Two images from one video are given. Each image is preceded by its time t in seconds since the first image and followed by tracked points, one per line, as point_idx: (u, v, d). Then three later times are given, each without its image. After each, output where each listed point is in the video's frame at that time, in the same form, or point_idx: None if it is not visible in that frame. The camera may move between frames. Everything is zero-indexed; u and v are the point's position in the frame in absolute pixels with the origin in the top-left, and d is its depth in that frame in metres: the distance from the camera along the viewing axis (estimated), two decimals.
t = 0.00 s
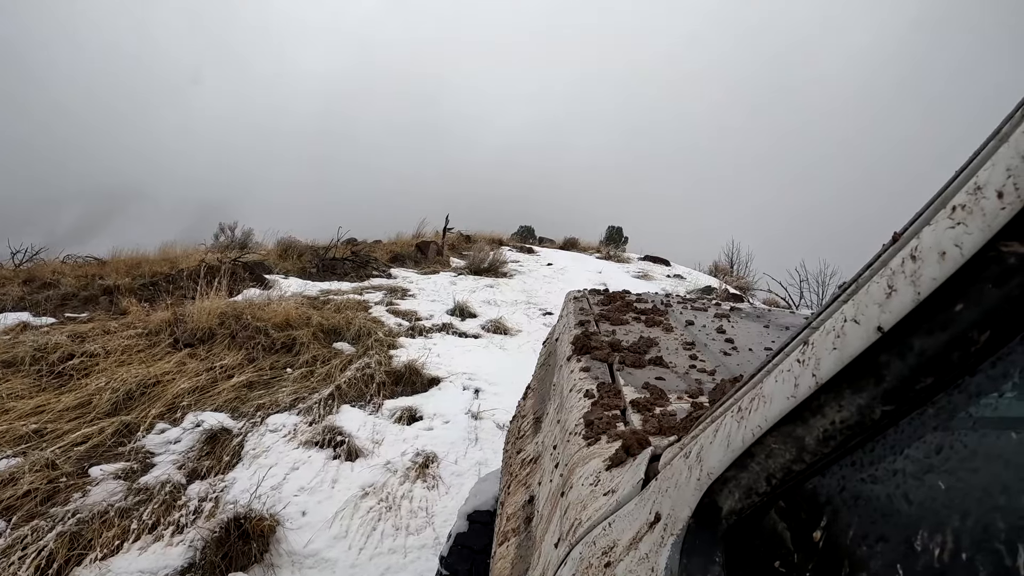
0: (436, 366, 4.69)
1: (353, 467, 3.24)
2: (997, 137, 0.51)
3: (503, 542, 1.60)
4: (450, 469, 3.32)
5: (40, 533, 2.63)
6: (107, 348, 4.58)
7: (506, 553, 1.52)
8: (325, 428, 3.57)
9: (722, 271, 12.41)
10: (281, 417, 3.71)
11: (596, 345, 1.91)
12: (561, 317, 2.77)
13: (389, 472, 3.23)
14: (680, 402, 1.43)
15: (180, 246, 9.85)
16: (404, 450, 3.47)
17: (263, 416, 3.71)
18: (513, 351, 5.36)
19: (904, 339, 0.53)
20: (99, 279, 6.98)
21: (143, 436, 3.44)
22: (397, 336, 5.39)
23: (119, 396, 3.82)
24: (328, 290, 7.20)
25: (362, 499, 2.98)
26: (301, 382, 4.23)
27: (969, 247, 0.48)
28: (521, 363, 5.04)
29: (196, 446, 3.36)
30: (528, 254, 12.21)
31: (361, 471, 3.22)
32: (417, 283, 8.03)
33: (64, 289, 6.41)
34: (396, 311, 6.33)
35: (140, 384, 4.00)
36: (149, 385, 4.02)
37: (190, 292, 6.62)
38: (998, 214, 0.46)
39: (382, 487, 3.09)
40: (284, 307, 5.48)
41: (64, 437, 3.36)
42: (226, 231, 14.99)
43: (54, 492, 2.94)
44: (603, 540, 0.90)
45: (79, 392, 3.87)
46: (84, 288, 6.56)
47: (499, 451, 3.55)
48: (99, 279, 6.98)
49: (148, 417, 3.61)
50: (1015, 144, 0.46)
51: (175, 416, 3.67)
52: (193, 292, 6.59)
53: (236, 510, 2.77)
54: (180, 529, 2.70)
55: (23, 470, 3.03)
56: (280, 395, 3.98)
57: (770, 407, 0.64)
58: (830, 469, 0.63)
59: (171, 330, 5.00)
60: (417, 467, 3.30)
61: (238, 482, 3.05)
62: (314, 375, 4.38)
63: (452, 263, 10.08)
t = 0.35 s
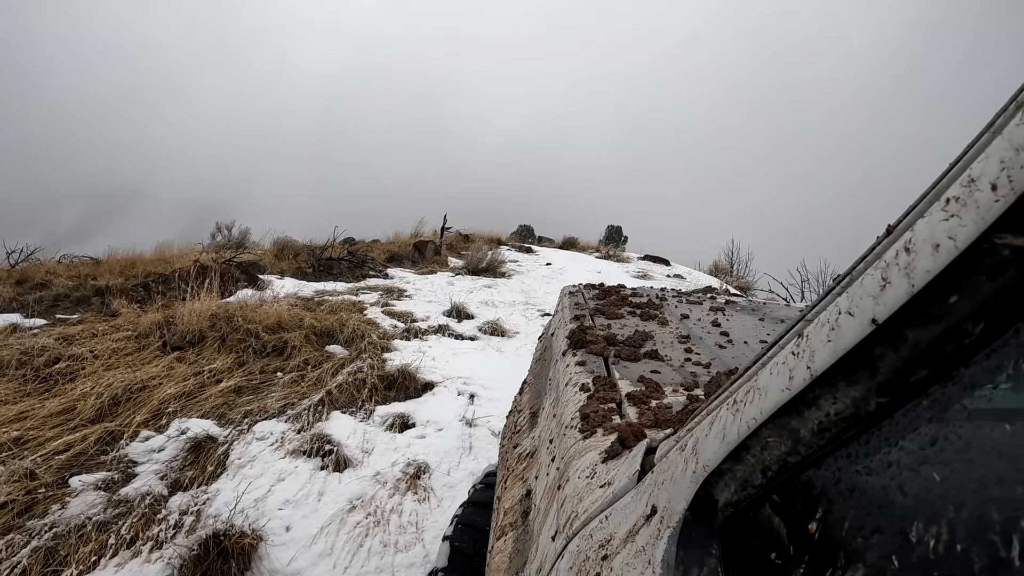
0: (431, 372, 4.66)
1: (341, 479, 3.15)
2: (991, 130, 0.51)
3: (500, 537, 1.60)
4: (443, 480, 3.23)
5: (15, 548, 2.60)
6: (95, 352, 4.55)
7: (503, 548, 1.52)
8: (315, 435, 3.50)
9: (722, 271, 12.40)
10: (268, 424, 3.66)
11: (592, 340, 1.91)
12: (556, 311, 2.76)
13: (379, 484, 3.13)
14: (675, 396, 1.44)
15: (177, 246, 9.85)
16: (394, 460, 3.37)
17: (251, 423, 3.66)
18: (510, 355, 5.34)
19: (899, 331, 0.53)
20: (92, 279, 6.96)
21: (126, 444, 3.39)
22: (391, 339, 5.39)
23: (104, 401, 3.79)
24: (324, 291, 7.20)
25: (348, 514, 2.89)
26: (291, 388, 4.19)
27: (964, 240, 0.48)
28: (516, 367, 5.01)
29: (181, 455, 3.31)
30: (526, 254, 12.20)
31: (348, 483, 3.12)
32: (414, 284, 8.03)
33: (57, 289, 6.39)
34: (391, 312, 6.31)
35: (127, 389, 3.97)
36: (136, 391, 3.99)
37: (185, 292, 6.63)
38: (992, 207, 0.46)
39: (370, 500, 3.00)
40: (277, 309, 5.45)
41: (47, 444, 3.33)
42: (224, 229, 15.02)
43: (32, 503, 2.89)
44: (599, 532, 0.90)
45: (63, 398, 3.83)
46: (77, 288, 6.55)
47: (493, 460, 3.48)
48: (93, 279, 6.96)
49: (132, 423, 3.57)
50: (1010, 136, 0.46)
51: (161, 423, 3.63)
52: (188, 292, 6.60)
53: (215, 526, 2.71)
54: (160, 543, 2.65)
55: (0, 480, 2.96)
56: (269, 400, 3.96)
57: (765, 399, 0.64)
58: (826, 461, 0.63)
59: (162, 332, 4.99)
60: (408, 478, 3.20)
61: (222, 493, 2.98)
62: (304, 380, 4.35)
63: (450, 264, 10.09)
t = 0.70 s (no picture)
0: (422, 374, 4.66)
1: (324, 488, 3.13)
2: (990, 135, 0.51)
3: (501, 538, 1.60)
4: (430, 488, 3.23)
5: None
6: (82, 353, 4.55)
7: (503, 549, 1.52)
8: (300, 441, 3.49)
9: (722, 271, 12.38)
10: (252, 430, 3.65)
11: (594, 341, 1.91)
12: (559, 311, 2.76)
13: (363, 494, 3.11)
14: (677, 398, 1.44)
15: (172, 245, 9.84)
16: (378, 468, 3.34)
17: (235, 428, 3.65)
18: (503, 357, 5.32)
19: (897, 336, 0.53)
20: (84, 277, 6.97)
21: (108, 449, 3.37)
22: (384, 340, 5.39)
23: (87, 405, 3.78)
24: (318, 291, 7.19)
25: (330, 525, 2.86)
26: (278, 391, 4.18)
27: (963, 245, 0.48)
28: (509, 371, 5.00)
29: (161, 461, 3.30)
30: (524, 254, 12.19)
31: (332, 492, 3.10)
32: (409, 284, 8.02)
33: (48, 288, 6.38)
34: (385, 313, 6.30)
35: (112, 392, 3.96)
36: (121, 394, 3.98)
37: (179, 290, 6.63)
38: (991, 212, 0.46)
39: (354, 511, 2.97)
40: (267, 309, 5.45)
41: (27, 448, 3.32)
42: (220, 229, 15.04)
43: (8, 511, 2.88)
44: (600, 535, 0.90)
45: (45, 402, 3.81)
46: (69, 287, 6.54)
47: (483, 468, 3.46)
48: (85, 278, 6.96)
49: (115, 427, 3.56)
50: (1009, 142, 0.46)
51: (143, 427, 3.61)
52: (181, 291, 6.59)
53: (191, 538, 2.69)
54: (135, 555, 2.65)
55: None
56: (255, 404, 3.94)
57: (764, 403, 0.64)
58: (825, 465, 0.63)
59: (151, 333, 4.98)
60: (394, 488, 3.17)
61: (201, 503, 2.97)
62: (292, 383, 4.33)
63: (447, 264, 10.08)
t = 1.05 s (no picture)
0: (416, 373, 4.65)
1: (313, 490, 3.11)
2: (1000, 138, 0.50)
3: (506, 543, 1.61)
4: (422, 490, 3.23)
5: None
6: (72, 351, 4.55)
7: (509, 554, 1.52)
8: (290, 442, 3.49)
9: (721, 270, 12.35)
10: (241, 429, 3.63)
11: (600, 346, 1.91)
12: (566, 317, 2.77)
13: (354, 495, 3.10)
14: (684, 403, 1.44)
15: (168, 243, 9.84)
16: (368, 469, 3.34)
17: (224, 428, 3.64)
18: (499, 356, 5.32)
19: (907, 341, 0.53)
20: (78, 275, 6.96)
21: (93, 450, 3.36)
22: (380, 338, 5.38)
23: (75, 404, 3.78)
24: (314, 288, 7.19)
25: (317, 530, 2.84)
26: (270, 390, 4.17)
27: (972, 249, 0.47)
28: (505, 370, 5.00)
29: (148, 462, 3.30)
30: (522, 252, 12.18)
31: (320, 495, 3.08)
32: (406, 281, 8.02)
33: (41, 286, 6.38)
34: (381, 311, 6.29)
35: (101, 390, 3.96)
36: (109, 393, 3.98)
37: (173, 287, 6.63)
38: (1001, 215, 0.45)
39: (344, 514, 2.95)
40: (261, 308, 5.46)
41: (14, 448, 3.32)
42: (217, 227, 15.03)
43: None
44: (606, 541, 0.90)
45: (32, 402, 3.80)
46: (62, 285, 6.54)
47: (476, 471, 3.46)
48: (79, 275, 6.95)
49: (102, 427, 3.56)
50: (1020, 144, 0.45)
51: (131, 427, 3.60)
52: (175, 288, 6.58)
53: (173, 542, 2.67)
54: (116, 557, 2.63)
55: None
56: (245, 404, 3.93)
57: (772, 408, 0.64)
58: (833, 471, 0.63)
59: (142, 332, 4.98)
60: (385, 491, 3.16)
61: (186, 505, 2.95)
62: (284, 382, 4.33)
63: (444, 262, 10.08)
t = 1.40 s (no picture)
0: (417, 370, 4.65)
1: (314, 489, 3.11)
2: (1005, 129, 0.50)
3: (515, 543, 1.60)
4: (423, 488, 3.22)
5: None
6: (70, 348, 4.54)
7: (517, 554, 1.52)
8: (290, 440, 3.49)
9: (721, 268, 12.35)
10: (241, 427, 3.63)
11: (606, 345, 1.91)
12: (571, 316, 2.77)
13: (355, 493, 3.10)
14: (691, 401, 1.43)
15: (167, 240, 9.84)
16: (370, 467, 3.34)
17: (224, 425, 3.64)
18: (501, 353, 5.32)
19: (915, 333, 0.53)
20: (77, 273, 6.97)
21: (92, 447, 3.37)
22: (380, 336, 5.38)
23: (74, 402, 3.78)
24: (314, 286, 7.19)
25: (320, 528, 2.83)
26: (269, 388, 4.17)
27: (980, 240, 0.47)
28: (506, 367, 5.00)
29: (148, 459, 3.30)
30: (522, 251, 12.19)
31: (322, 493, 3.07)
32: (406, 279, 8.02)
33: (39, 285, 6.38)
34: (381, 309, 6.29)
35: (100, 388, 3.96)
36: (108, 390, 3.98)
37: (172, 285, 6.63)
38: (1008, 206, 0.45)
39: (345, 512, 2.95)
40: (260, 305, 5.46)
41: (11, 445, 3.32)
42: (216, 226, 15.05)
43: None
44: (615, 539, 0.90)
45: (30, 399, 3.79)
46: (61, 282, 6.55)
47: (478, 468, 3.46)
48: (78, 273, 6.96)
49: (101, 424, 3.56)
50: None
51: (130, 425, 3.60)
52: (174, 286, 6.59)
53: (173, 540, 2.66)
54: (115, 555, 2.62)
55: None
56: (245, 401, 3.93)
57: (781, 403, 0.64)
58: (842, 465, 0.62)
59: (140, 330, 4.98)
60: (387, 488, 3.16)
61: (186, 503, 2.94)
62: (284, 379, 4.33)
63: (444, 260, 10.08)
